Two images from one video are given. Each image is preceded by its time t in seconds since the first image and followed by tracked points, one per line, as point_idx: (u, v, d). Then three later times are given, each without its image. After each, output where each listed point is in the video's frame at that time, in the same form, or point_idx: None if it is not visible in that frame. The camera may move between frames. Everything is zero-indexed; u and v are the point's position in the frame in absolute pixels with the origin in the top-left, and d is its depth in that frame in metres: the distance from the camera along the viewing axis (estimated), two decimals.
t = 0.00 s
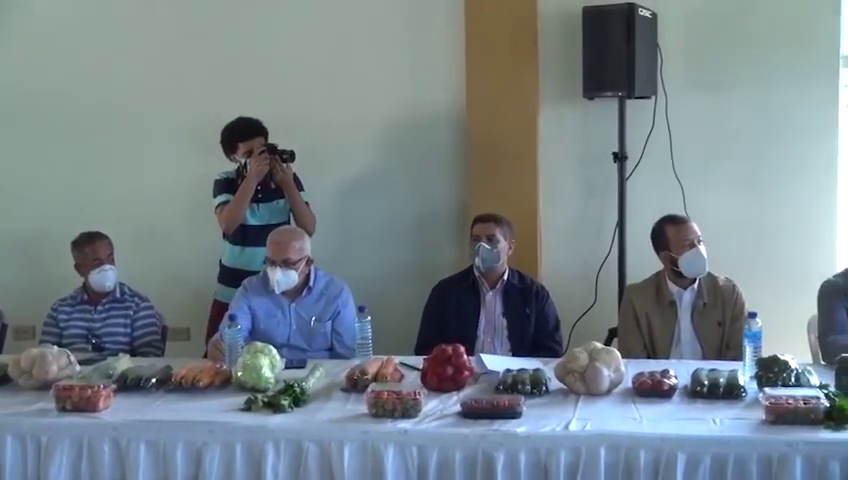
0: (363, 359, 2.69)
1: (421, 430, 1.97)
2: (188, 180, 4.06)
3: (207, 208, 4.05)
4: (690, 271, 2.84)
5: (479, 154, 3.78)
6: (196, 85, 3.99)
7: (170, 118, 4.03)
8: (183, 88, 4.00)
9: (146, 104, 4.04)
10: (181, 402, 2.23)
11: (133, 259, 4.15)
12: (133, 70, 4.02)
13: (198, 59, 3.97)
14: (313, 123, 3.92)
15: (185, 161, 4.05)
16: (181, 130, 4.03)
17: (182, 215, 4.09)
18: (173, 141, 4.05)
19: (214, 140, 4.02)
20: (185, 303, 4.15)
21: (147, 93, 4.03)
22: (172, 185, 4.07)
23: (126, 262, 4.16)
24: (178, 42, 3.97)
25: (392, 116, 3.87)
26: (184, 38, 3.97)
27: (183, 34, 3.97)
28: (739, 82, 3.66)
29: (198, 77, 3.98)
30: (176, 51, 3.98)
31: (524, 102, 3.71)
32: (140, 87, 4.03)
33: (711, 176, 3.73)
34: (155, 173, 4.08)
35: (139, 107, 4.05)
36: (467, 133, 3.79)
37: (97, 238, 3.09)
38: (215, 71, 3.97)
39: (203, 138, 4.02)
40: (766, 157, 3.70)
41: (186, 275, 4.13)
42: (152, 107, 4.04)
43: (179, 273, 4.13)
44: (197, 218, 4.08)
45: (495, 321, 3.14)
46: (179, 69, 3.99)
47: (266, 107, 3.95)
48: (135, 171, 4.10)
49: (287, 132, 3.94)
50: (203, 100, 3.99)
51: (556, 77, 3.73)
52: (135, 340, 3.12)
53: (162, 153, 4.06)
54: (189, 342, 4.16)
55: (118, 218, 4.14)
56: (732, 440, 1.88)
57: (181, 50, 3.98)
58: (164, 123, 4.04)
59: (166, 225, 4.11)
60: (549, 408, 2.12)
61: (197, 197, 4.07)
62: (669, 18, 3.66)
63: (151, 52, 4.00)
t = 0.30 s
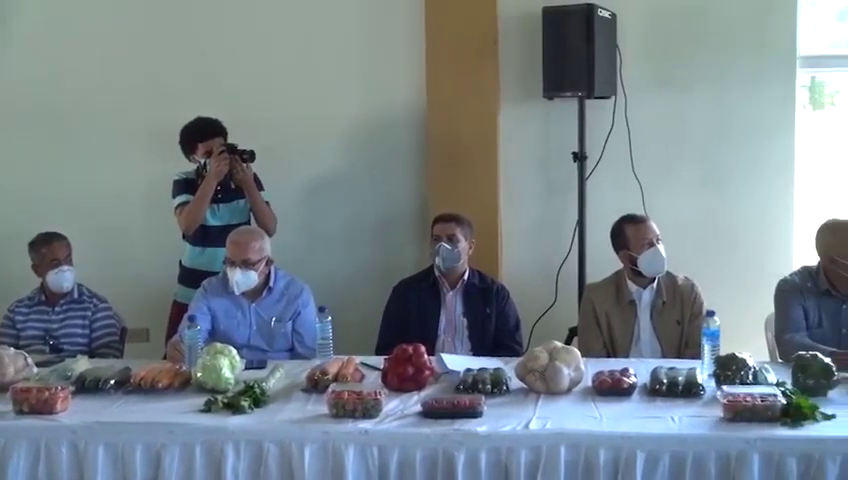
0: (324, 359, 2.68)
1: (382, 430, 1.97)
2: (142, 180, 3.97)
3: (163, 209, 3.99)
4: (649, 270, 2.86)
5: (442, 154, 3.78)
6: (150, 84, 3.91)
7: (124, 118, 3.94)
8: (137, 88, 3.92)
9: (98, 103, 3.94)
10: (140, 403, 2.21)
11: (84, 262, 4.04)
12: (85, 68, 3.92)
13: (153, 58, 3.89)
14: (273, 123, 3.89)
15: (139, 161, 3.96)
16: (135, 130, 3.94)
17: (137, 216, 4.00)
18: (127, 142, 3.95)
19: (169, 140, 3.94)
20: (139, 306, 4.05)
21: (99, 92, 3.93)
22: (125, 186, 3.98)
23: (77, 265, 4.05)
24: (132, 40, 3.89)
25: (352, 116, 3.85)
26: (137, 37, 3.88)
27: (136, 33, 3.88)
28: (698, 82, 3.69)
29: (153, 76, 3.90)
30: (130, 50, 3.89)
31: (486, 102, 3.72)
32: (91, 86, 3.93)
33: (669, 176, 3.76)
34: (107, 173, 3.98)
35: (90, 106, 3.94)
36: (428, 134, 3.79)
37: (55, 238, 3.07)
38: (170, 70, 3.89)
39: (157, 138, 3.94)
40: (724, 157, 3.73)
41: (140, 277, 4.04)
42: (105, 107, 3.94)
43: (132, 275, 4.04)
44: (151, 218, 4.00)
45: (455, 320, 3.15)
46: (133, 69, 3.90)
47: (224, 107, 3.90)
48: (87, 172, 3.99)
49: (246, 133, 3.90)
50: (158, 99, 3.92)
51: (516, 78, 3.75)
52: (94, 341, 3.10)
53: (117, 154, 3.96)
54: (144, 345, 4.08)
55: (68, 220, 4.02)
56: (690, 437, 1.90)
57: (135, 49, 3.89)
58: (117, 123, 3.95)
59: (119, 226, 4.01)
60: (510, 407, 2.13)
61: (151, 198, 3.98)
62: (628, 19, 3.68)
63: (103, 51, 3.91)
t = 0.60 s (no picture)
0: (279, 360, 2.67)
1: (337, 431, 1.96)
2: (94, 180, 3.93)
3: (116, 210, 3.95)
4: (603, 269, 2.87)
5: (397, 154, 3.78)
6: (102, 84, 3.87)
7: (75, 118, 3.90)
8: (89, 87, 3.88)
9: (49, 103, 3.89)
10: (93, 406, 2.19)
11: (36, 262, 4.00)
12: (35, 68, 3.87)
13: (105, 58, 3.86)
14: (227, 123, 3.86)
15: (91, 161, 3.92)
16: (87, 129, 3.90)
17: (89, 217, 3.96)
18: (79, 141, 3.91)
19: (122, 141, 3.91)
20: (92, 307, 4.02)
21: (50, 92, 3.89)
22: (77, 186, 3.94)
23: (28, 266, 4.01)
24: (84, 40, 3.85)
25: (307, 117, 3.84)
26: (90, 36, 3.85)
27: (89, 31, 3.84)
28: (652, 82, 3.72)
29: (105, 76, 3.87)
30: (81, 49, 3.85)
31: (442, 102, 3.73)
32: (42, 86, 3.88)
33: (623, 176, 3.78)
34: (59, 173, 3.94)
35: (41, 106, 3.89)
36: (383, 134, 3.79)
37: (6, 239, 3.03)
38: (123, 70, 3.86)
39: (110, 138, 3.91)
40: (677, 158, 3.76)
41: (93, 278, 4.00)
42: (56, 106, 3.89)
43: (85, 276, 4.00)
44: (104, 219, 3.96)
45: (411, 320, 3.15)
46: (85, 68, 3.87)
47: (177, 107, 3.87)
48: (37, 172, 3.94)
49: (200, 133, 3.87)
50: (110, 99, 3.88)
51: (472, 78, 3.76)
52: (45, 343, 3.07)
53: (69, 154, 3.92)
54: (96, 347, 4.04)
55: (18, 221, 3.97)
56: (643, 436, 1.91)
57: (87, 48, 3.85)
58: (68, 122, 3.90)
59: (72, 227, 3.97)
60: (465, 407, 2.13)
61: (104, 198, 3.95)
62: (583, 20, 3.70)
63: (55, 48, 3.85)
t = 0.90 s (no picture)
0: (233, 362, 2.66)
1: (292, 432, 1.96)
2: (46, 181, 3.89)
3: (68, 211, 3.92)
4: (558, 269, 2.87)
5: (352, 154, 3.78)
6: (54, 84, 3.84)
7: (27, 119, 3.86)
8: (41, 87, 3.84)
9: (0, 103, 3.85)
10: (45, 409, 2.17)
11: None
12: None
13: (57, 58, 3.82)
14: (181, 123, 3.84)
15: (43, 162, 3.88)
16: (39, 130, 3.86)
17: (41, 218, 3.92)
18: (31, 141, 3.87)
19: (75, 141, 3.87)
20: (44, 309, 3.98)
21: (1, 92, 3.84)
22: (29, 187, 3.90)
23: None
24: (36, 40, 3.81)
25: (262, 117, 3.83)
26: (42, 36, 3.81)
27: (41, 31, 3.80)
28: (606, 83, 3.74)
29: (57, 76, 3.83)
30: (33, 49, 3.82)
31: (396, 102, 3.73)
32: None
33: (577, 176, 3.80)
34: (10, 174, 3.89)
35: None
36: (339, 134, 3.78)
37: None
38: (76, 70, 3.83)
39: (62, 139, 3.87)
40: (630, 158, 3.78)
41: (45, 279, 3.96)
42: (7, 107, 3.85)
43: (37, 278, 3.96)
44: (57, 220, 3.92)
45: (366, 321, 3.15)
46: (37, 68, 3.83)
47: (131, 107, 3.84)
48: None
49: (154, 133, 3.85)
50: (63, 99, 3.84)
51: (427, 78, 3.77)
52: None
53: (20, 154, 3.88)
54: (49, 349, 4.01)
55: None
56: (597, 435, 1.92)
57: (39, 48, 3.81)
58: (20, 123, 3.86)
59: (24, 228, 3.93)
60: (420, 407, 2.14)
61: (57, 199, 3.91)
62: (537, 21, 3.72)
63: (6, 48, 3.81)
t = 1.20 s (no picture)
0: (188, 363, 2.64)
1: (247, 434, 1.95)
2: None
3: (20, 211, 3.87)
4: (514, 269, 2.89)
5: (307, 154, 3.77)
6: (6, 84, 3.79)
7: None
8: None
9: None
10: None
11: None
12: None
13: (9, 57, 3.77)
14: (135, 123, 3.81)
15: None
16: None
17: None
18: None
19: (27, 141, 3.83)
20: None
21: None
22: None
23: None
24: None
25: (217, 117, 3.81)
26: None
27: None
28: (560, 83, 3.76)
29: (9, 75, 3.79)
30: None
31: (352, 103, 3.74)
32: None
33: (532, 176, 3.82)
34: None
35: None
36: (294, 134, 3.77)
37: None
38: (28, 69, 3.78)
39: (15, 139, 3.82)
40: (584, 158, 3.80)
41: None
42: None
43: None
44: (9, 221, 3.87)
45: (322, 321, 3.14)
46: None
47: (84, 107, 3.80)
48: None
49: (107, 133, 3.81)
50: (15, 99, 3.80)
51: (383, 78, 3.77)
52: None
53: None
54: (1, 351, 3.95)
55: None
56: (553, 434, 1.93)
57: None
58: None
59: None
60: (376, 407, 2.14)
61: (9, 200, 3.86)
62: (493, 21, 3.73)
63: None
